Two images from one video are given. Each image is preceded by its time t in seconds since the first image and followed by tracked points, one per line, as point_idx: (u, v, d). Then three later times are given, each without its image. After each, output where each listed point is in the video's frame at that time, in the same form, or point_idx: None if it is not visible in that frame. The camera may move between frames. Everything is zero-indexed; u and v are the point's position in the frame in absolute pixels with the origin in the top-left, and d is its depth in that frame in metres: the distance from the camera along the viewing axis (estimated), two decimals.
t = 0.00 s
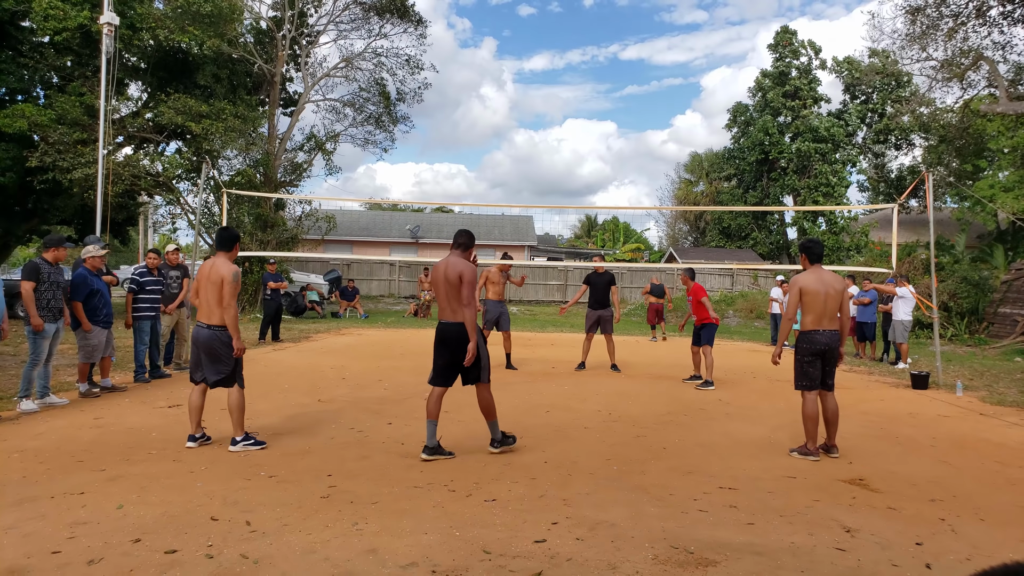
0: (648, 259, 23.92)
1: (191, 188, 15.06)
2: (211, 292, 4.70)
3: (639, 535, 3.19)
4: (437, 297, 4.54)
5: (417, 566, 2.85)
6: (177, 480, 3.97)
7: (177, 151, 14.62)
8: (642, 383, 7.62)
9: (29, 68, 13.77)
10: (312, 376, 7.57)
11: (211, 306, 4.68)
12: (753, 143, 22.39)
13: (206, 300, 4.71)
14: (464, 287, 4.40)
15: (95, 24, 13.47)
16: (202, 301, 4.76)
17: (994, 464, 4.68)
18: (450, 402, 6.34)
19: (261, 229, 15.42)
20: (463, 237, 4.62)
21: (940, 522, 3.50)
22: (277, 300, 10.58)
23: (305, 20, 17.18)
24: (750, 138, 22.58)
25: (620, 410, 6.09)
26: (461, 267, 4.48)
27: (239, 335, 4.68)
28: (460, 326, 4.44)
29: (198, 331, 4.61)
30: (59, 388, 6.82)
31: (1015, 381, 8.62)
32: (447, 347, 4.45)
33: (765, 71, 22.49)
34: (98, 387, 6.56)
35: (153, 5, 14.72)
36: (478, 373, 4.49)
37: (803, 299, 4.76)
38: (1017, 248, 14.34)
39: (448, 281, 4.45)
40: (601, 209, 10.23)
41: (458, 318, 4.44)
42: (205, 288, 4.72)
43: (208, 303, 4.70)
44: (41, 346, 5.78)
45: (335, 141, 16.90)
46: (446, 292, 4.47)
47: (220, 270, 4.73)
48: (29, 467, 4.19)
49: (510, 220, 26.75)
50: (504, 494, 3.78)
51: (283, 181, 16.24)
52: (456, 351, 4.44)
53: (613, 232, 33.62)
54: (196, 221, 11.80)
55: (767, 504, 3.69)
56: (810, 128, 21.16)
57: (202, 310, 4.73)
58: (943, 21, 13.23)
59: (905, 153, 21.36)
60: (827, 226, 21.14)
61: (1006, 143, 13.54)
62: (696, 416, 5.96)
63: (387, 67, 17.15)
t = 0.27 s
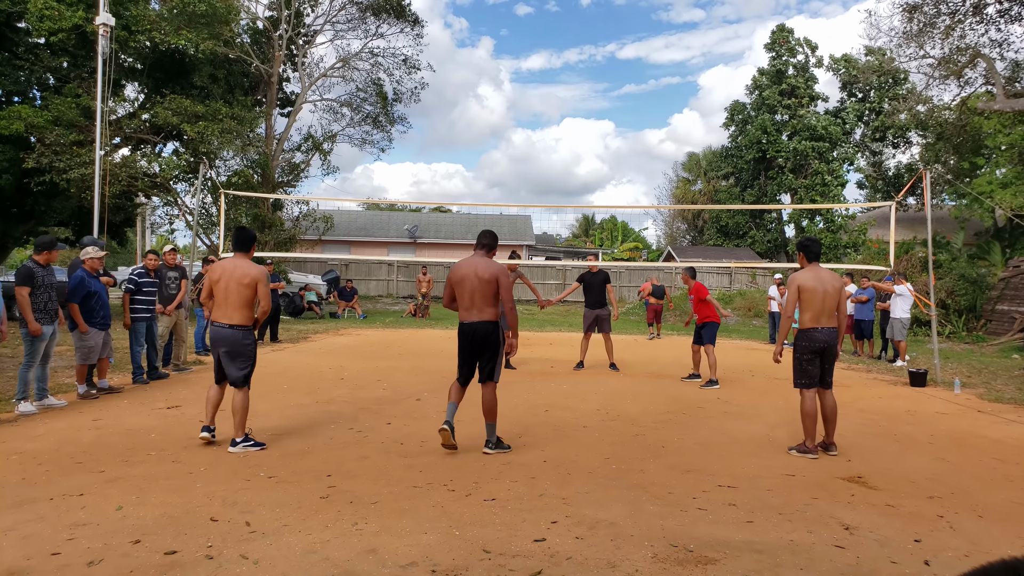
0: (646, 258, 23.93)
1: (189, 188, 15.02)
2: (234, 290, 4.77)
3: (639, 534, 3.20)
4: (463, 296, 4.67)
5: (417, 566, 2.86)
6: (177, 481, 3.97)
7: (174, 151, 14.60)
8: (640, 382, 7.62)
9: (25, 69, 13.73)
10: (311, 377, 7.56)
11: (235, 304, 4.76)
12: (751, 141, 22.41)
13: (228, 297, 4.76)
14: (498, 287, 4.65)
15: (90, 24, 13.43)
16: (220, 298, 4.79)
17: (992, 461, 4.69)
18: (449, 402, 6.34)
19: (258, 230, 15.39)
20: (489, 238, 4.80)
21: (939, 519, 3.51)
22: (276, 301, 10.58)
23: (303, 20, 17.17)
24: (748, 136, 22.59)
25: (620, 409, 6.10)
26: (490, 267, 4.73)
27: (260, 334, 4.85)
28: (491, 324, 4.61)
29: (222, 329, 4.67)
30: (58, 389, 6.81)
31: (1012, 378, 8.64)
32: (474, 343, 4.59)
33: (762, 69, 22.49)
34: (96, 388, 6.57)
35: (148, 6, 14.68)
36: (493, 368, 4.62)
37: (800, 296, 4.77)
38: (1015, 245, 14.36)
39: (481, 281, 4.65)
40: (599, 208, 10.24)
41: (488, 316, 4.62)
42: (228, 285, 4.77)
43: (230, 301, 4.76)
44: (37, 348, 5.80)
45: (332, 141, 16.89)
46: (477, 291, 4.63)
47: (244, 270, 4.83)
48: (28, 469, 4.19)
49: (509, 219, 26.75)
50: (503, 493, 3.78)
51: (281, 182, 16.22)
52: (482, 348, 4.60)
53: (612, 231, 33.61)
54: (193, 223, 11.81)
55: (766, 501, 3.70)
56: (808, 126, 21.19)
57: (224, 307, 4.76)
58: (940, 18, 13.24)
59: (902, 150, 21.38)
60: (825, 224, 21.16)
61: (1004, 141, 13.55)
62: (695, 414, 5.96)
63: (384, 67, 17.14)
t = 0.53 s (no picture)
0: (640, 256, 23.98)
1: (180, 187, 14.94)
2: (238, 290, 4.78)
3: (634, 530, 3.22)
4: (472, 293, 4.71)
5: (413, 564, 2.86)
6: (171, 481, 3.96)
7: (166, 150, 14.52)
8: (635, 379, 7.65)
9: (14, 67, 13.61)
10: (305, 376, 7.54)
11: (238, 304, 4.76)
12: (744, 138, 22.51)
13: (230, 297, 4.76)
14: (508, 286, 4.73)
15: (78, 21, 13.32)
16: (222, 298, 4.78)
17: (983, 455, 4.73)
18: (444, 400, 6.33)
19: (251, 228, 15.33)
20: (491, 238, 4.88)
21: (931, 513, 3.54)
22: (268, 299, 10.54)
23: (294, 18, 17.09)
24: (741, 134, 22.68)
25: (614, 406, 6.11)
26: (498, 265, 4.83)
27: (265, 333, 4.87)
28: (501, 322, 4.67)
29: (228, 329, 4.67)
30: (51, 389, 6.77)
31: (1003, 373, 8.71)
32: (484, 339, 4.62)
33: (755, 66, 22.55)
34: (89, 389, 6.53)
35: (137, 4, 14.57)
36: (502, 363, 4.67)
37: (794, 293, 4.79)
38: (1006, 241, 14.47)
39: (492, 278, 4.73)
40: (593, 206, 10.26)
41: (499, 313, 4.68)
42: (231, 285, 4.78)
43: (233, 300, 4.76)
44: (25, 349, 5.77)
45: (325, 139, 16.83)
46: (488, 289, 4.69)
47: (247, 271, 4.84)
48: (21, 470, 4.16)
49: (502, 217, 26.74)
50: (498, 490, 3.79)
51: (274, 180, 16.19)
52: (492, 344, 4.64)
53: (605, 228, 33.67)
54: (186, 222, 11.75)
55: (759, 497, 3.73)
56: (800, 123, 21.29)
57: (230, 305, 4.76)
58: (932, 15, 13.33)
59: (894, 147, 21.50)
60: (818, 221, 21.27)
61: (994, 137, 13.65)
62: (689, 411, 5.99)
63: (377, 64, 17.08)
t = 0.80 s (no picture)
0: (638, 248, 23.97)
1: (176, 180, 14.88)
2: (236, 282, 4.85)
3: (632, 520, 3.23)
4: (475, 286, 4.70)
5: (412, 555, 2.86)
6: (170, 474, 3.95)
7: (161, 143, 14.44)
8: (632, 370, 7.65)
9: (8, 61, 13.51)
10: (303, 369, 7.53)
11: (238, 295, 4.85)
12: (740, 129, 22.47)
13: (229, 289, 4.84)
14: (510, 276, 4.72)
15: (71, 14, 13.22)
16: (221, 291, 4.85)
17: (980, 444, 4.75)
18: (442, 392, 6.34)
19: (248, 222, 15.30)
20: (490, 231, 4.88)
21: (928, 502, 3.56)
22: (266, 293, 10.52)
23: (289, 9, 16.98)
24: (737, 124, 22.64)
25: (612, 397, 6.12)
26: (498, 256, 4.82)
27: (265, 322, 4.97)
28: (507, 312, 4.69)
29: (231, 322, 4.77)
30: (49, 383, 6.75)
31: (1000, 363, 8.74)
32: (492, 331, 4.68)
33: (752, 57, 22.47)
34: (88, 383, 6.50)
35: None
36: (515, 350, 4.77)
37: (791, 284, 4.78)
38: (1003, 231, 14.47)
39: (494, 270, 4.74)
40: (590, 197, 10.25)
41: (503, 305, 4.69)
42: (229, 278, 4.85)
43: (231, 293, 4.84)
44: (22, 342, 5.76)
45: (321, 132, 16.76)
46: (490, 281, 4.68)
47: (242, 263, 4.93)
48: (19, 463, 4.16)
49: (500, 209, 26.68)
50: (497, 482, 3.79)
51: (270, 173, 16.15)
52: (499, 334, 4.71)
53: (602, 220, 33.64)
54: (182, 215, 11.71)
55: (757, 487, 3.74)
56: (796, 114, 21.25)
57: (230, 297, 4.83)
58: (930, 5, 13.30)
59: (891, 138, 21.48)
60: (814, 212, 21.27)
61: (992, 127, 13.63)
62: (687, 401, 5.99)
63: (372, 56, 16.98)
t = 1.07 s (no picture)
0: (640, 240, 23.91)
1: (178, 172, 14.86)
2: (242, 274, 4.85)
3: (634, 512, 3.23)
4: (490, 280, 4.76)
5: (414, 546, 2.87)
6: (172, 465, 3.97)
7: (163, 135, 14.42)
8: (634, 362, 7.64)
9: (11, 53, 13.49)
10: (305, 361, 7.54)
11: (243, 289, 4.84)
12: (742, 121, 22.36)
13: (234, 282, 4.83)
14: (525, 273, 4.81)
15: (74, 7, 13.18)
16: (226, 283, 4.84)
17: (983, 437, 4.74)
18: (444, 384, 6.34)
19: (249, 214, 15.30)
20: (502, 226, 4.92)
21: (930, 495, 3.55)
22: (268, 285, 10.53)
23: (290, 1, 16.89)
24: (739, 116, 22.53)
25: (614, 390, 6.12)
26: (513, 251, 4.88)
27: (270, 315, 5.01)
28: (522, 308, 4.76)
29: (236, 312, 4.77)
30: (53, 374, 6.77)
31: (1003, 356, 8.71)
32: (502, 325, 4.72)
33: (754, 48, 22.32)
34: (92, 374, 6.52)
35: None
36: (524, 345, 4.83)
37: (794, 276, 4.76)
38: (1007, 223, 14.38)
39: (511, 265, 4.80)
40: (591, 189, 10.23)
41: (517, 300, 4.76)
42: (235, 271, 4.84)
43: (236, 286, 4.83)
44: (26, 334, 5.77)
45: (322, 124, 16.72)
46: (506, 276, 4.75)
47: (247, 256, 4.89)
48: (24, 454, 4.17)
49: (502, 201, 26.62)
50: (499, 473, 3.80)
51: (272, 165, 16.14)
52: (510, 329, 4.75)
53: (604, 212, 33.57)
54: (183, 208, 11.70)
55: (759, 479, 3.74)
56: (799, 106, 21.13)
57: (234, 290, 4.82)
58: None
59: (895, 129, 21.35)
60: (817, 204, 21.19)
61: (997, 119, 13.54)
62: (689, 394, 5.98)
63: (373, 48, 16.90)
